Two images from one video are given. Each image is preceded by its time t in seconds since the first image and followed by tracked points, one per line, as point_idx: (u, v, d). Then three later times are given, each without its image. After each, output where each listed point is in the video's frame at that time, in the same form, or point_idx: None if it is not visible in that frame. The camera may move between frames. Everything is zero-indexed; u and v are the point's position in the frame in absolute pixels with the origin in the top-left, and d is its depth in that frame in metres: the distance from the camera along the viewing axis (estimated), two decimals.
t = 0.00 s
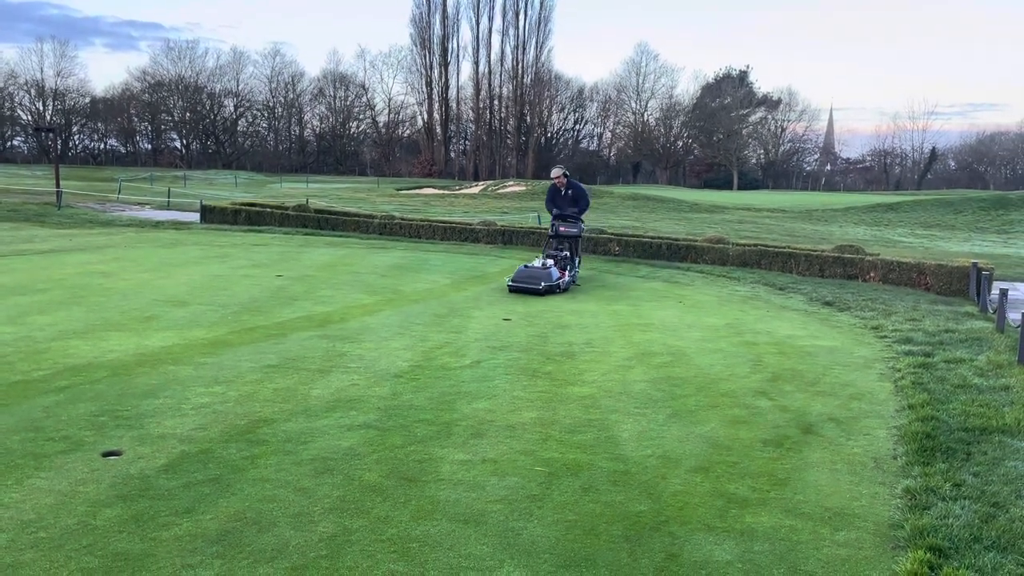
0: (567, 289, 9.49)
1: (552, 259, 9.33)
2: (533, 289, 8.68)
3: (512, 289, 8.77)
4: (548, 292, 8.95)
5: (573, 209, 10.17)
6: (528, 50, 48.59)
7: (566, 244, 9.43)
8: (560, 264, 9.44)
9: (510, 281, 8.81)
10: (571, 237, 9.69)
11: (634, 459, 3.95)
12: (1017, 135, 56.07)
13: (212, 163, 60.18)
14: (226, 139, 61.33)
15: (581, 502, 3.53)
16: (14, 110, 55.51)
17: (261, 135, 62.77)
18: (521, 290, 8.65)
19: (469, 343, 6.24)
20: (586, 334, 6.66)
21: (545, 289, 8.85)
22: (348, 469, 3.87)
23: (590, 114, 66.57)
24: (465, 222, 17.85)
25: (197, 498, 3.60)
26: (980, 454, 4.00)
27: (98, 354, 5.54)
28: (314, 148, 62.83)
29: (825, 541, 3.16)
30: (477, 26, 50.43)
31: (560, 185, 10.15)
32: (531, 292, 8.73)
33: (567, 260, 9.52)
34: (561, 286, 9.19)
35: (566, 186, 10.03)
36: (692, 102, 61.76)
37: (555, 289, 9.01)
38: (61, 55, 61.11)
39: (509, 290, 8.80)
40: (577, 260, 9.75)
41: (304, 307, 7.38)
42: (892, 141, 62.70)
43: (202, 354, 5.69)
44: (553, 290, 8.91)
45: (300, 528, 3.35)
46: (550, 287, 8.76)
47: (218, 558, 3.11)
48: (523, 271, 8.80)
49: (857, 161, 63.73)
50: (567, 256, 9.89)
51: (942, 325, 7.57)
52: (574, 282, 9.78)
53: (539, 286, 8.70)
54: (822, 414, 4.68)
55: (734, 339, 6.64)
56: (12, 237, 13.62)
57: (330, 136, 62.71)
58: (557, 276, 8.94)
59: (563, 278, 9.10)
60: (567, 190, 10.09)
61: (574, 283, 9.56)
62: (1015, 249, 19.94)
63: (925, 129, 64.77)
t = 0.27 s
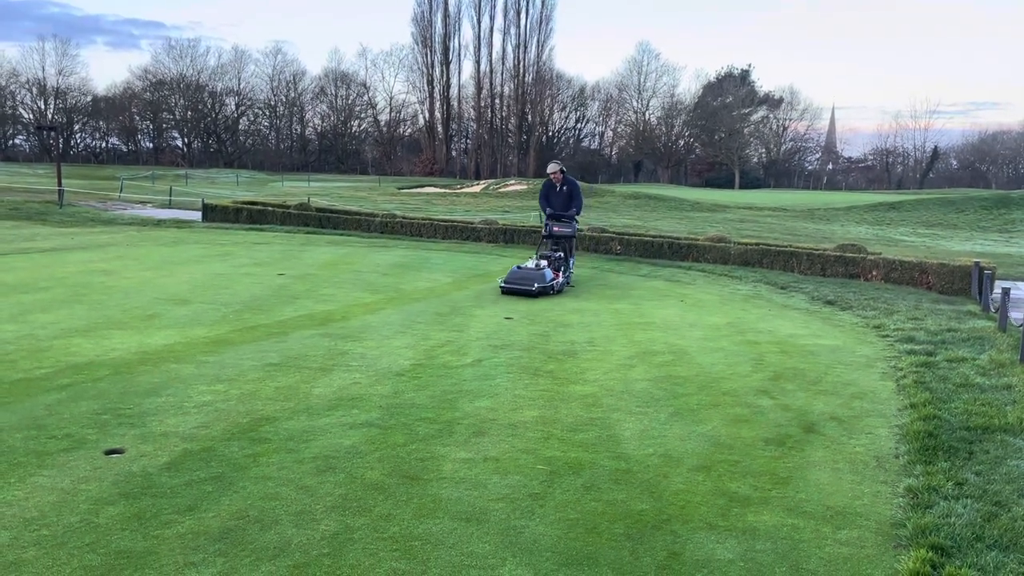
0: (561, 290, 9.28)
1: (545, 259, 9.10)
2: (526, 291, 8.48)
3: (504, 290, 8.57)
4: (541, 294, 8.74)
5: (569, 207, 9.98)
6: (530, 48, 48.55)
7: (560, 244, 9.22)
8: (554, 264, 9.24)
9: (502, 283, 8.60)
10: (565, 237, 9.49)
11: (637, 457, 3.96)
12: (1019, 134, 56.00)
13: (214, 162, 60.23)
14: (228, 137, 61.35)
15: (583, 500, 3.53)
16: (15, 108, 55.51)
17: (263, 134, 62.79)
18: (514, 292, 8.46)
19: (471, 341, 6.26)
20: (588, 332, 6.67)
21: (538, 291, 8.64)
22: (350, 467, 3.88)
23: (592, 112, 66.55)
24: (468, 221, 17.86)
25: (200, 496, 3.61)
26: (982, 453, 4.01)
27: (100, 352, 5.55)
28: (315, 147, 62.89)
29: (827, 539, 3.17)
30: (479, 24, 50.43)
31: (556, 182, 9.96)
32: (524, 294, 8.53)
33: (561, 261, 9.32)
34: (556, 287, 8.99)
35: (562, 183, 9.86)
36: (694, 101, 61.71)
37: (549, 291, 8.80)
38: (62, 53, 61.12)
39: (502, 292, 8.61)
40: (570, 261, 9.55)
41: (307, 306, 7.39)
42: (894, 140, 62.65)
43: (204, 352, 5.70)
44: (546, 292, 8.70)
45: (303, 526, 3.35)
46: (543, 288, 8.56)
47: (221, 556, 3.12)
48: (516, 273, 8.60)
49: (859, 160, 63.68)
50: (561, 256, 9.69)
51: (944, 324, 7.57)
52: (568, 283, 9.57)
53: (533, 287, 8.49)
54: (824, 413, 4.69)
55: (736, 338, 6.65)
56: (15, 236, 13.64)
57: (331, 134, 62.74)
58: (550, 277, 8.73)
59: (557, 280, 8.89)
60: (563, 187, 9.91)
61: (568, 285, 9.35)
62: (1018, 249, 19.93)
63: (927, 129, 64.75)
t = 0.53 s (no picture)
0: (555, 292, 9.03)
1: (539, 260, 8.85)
2: (520, 293, 8.24)
3: (498, 292, 8.32)
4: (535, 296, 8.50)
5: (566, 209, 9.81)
6: (532, 47, 48.53)
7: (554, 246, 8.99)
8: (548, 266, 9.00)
9: (495, 285, 8.35)
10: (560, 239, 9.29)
11: (639, 456, 3.96)
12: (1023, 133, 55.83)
13: (217, 161, 60.59)
14: (231, 137, 61.43)
15: (585, 499, 3.53)
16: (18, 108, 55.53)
17: (265, 133, 62.86)
18: (507, 294, 8.24)
19: (474, 340, 6.26)
20: (590, 331, 6.67)
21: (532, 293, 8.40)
22: (353, 466, 3.89)
23: (594, 112, 66.54)
24: (470, 220, 17.86)
25: (203, 494, 3.62)
26: (985, 452, 4.00)
27: (103, 351, 5.57)
28: (318, 146, 63.12)
29: (829, 539, 3.17)
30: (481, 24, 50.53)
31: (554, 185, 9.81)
32: (518, 296, 8.30)
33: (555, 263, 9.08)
34: (550, 289, 8.75)
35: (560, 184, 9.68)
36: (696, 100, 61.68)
37: (543, 293, 8.55)
38: (65, 52, 61.18)
39: (494, 294, 8.38)
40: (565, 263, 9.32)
41: (309, 305, 7.40)
42: (897, 139, 62.52)
43: (207, 351, 5.71)
44: (540, 294, 8.45)
45: (306, 524, 3.36)
46: (538, 290, 8.32)
47: (224, 554, 3.12)
48: (509, 273, 8.36)
49: (861, 159, 63.56)
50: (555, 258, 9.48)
51: (947, 323, 7.56)
52: (562, 285, 9.33)
53: (527, 289, 8.25)
54: (826, 412, 4.69)
55: (738, 337, 6.64)
56: (18, 234, 13.67)
57: (334, 134, 62.83)
58: (544, 279, 8.50)
59: (551, 282, 8.65)
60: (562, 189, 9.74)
61: (562, 287, 9.10)
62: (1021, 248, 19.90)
63: (930, 128, 64.63)
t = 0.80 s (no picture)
0: (550, 295, 8.77)
1: (533, 262, 8.59)
2: (513, 296, 7.99)
3: (490, 295, 8.08)
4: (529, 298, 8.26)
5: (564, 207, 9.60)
6: (535, 47, 48.54)
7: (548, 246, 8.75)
8: (543, 267, 8.74)
9: (487, 288, 8.11)
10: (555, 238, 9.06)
11: (641, 456, 3.96)
12: None
13: (220, 160, 60.44)
14: (234, 136, 61.56)
15: (588, 499, 3.54)
16: (23, 108, 55.67)
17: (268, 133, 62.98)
18: (500, 297, 8.00)
19: (476, 340, 6.27)
20: (593, 331, 6.67)
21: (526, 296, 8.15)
22: (356, 465, 3.89)
23: (597, 111, 66.52)
24: (473, 219, 17.87)
25: (206, 494, 3.63)
26: (988, 452, 4.00)
27: (107, 350, 5.58)
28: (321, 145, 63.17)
29: (832, 539, 3.17)
30: (484, 23, 50.85)
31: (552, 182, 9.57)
32: (511, 299, 8.06)
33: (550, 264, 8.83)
34: (544, 291, 8.49)
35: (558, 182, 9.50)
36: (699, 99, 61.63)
37: (537, 296, 8.30)
38: (69, 53, 61.33)
39: (487, 297, 8.14)
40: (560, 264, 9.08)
41: (312, 304, 7.41)
42: (901, 138, 62.43)
43: (210, 350, 5.72)
44: (534, 296, 8.21)
45: (309, 523, 3.37)
46: (532, 293, 8.08)
47: (227, 553, 3.14)
48: (502, 276, 8.10)
49: (865, 158, 63.46)
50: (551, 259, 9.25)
51: (951, 323, 7.54)
52: (557, 287, 9.08)
53: (520, 292, 8.01)
54: (829, 412, 4.68)
55: (741, 337, 6.64)
56: (23, 234, 13.71)
57: (337, 133, 62.92)
58: (538, 281, 8.24)
59: (545, 284, 8.40)
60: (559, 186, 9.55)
61: (557, 289, 8.85)
62: None
63: (934, 127, 64.54)
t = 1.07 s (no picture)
0: (545, 297, 8.53)
1: (527, 264, 8.35)
2: (505, 299, 7.76)
3: (482, 298, 7.84)
4: (523, 301, 8.01)
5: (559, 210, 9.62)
6: (539, 46, 48.55)
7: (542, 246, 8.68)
8: (537, 269, 8.58)
9: (479, 290, 7.88)
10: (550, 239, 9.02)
11: (645, 456, 3.96)
12: None
13: (224, 160, 60.53)
14: (238, 136, 61.67)
15: (591, 498, 3.54)
16: (28, 108, 55.86)
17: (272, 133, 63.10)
18: (491, 299, 7.77)
19: (480, 340, 6.27)
20: (596, 331, 6.66)
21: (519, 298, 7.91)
22: (359, 465, 3.90)
23: (601, 110, 66.53)
24: (476, 219, 17.88)
25: (210, 493, 3.64)
26: (993, 452, 3.98)
27: (111, 350, 5.59)
28: (325, 145, 63.22)
29: (836, 538, 3.17)
30: (488, 23, 50.95)
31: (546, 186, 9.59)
32: (503, 302, 7.82)
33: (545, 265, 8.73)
34: (538, 294, 8.23)
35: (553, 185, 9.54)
36: (703, 99, 61.57)
37: (530, 298, 8.05)
38: (74, 53, 61.52)
39: (478, 298, 7.91)
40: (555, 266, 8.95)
41: (316, 304, 7.42)
42: (905, 137, 62.27)
43: (214, 350, 5.73)
44: (528, 299, 7.96)
45: (312, 522, 3.37)
46: (525, 296, 7.83)
47: (231, 552, 3.14)
48: (495, 277, 7.88)
49: (869, 158, 63.28)
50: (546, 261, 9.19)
51: (955, 322, 7.54)
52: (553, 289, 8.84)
53: (513, 295, 7.76)
54: (833, 412, 4.67)
55: (745, 336, 6.63)
56: (28, 234, 13.75)
57: (341, 133, 63.02)
58: (532, 283, 7.99)
59: (540, 286, 8.15)
60: (554, 189, 9.59)
61: (552, 291, 8.62)
62: None
63: (938, 126, 64.36)
